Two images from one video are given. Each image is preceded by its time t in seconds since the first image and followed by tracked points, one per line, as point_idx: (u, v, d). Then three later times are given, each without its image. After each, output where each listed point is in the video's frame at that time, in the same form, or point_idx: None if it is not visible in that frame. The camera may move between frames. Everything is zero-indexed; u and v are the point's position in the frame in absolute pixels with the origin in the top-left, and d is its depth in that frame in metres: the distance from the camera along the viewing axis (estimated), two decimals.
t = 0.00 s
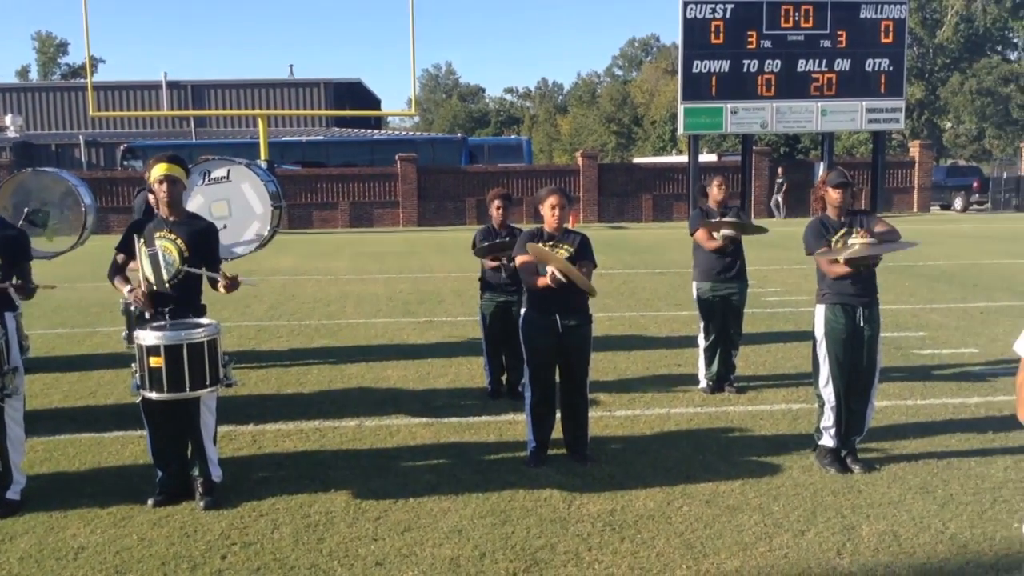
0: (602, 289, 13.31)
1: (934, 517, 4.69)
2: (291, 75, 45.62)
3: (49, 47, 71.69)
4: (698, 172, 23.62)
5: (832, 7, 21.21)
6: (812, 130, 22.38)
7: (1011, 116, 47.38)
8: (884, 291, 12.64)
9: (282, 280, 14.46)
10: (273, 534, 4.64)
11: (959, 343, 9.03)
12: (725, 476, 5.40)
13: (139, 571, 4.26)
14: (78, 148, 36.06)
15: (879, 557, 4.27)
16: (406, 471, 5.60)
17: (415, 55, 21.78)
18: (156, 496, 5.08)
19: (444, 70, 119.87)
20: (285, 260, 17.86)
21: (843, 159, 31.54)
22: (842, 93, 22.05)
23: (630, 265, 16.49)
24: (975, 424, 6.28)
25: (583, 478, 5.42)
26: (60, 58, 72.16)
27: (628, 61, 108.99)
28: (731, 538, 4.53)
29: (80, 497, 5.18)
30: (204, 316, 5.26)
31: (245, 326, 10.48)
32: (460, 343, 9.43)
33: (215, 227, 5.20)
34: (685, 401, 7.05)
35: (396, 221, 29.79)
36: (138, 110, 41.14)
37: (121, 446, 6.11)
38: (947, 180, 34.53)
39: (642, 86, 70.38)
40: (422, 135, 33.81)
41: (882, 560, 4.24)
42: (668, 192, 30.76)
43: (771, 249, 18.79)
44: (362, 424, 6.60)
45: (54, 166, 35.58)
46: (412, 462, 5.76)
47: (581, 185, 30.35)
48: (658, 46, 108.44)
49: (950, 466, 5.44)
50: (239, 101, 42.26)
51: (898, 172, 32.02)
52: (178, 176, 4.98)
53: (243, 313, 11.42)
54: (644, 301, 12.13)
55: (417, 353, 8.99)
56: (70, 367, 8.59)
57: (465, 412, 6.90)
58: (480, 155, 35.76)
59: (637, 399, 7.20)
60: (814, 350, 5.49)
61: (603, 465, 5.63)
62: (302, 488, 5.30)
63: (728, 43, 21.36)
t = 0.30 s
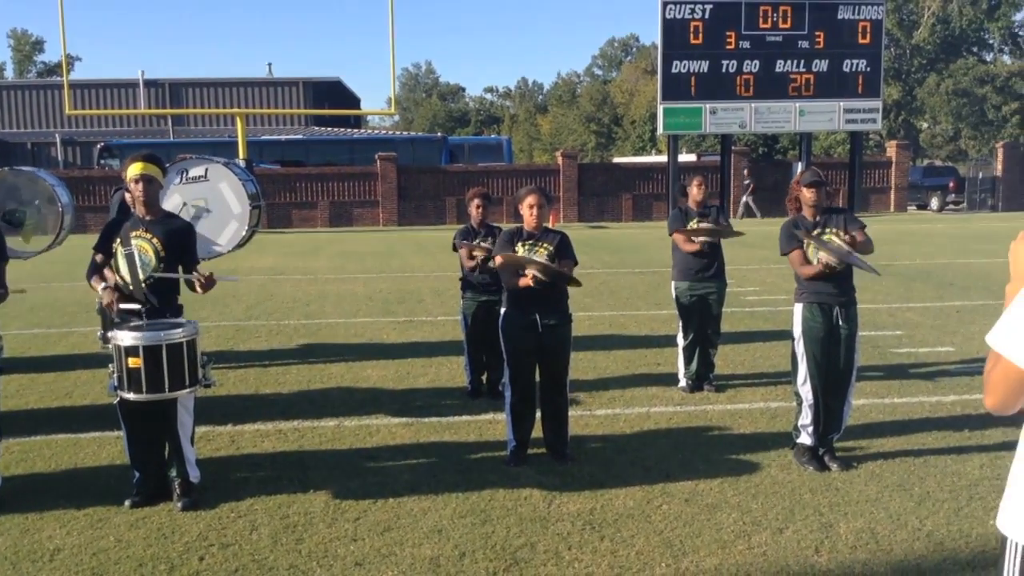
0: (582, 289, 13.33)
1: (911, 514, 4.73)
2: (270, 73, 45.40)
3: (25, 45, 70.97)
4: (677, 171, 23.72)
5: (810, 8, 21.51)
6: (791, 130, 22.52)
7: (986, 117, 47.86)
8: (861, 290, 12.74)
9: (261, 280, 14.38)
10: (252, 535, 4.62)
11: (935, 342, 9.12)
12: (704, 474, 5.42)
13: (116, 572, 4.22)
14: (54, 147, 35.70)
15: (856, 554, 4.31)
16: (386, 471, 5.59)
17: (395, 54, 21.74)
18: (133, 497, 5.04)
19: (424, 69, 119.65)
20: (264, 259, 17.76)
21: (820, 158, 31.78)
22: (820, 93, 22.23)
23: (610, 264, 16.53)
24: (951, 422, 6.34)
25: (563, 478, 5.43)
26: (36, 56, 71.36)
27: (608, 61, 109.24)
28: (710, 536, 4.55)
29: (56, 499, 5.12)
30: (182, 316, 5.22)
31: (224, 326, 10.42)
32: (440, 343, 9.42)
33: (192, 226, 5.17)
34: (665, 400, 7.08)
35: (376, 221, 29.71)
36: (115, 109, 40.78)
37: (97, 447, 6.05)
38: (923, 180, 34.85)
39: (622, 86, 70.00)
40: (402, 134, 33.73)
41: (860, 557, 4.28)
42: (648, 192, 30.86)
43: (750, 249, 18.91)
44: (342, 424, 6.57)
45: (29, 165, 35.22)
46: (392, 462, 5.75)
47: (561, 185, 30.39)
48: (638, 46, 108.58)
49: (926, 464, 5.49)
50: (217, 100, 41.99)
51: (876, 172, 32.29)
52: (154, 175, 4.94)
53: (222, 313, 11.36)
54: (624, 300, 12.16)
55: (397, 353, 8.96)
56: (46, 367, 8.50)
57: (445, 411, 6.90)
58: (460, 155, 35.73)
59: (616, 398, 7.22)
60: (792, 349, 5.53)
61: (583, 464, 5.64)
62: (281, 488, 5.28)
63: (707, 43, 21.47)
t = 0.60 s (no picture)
0: (569, 288, 13.35)
1: (896, 512, 4.76)
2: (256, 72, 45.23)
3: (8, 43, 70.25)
4: (664, 171, 23.77)
5: (795, 8, 21.54)
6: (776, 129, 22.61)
7: (970, 116, 48.19)
8: (847, 288, 12.82)
9: (247, 279, 14.32)
10: (238, 535, 4.60)
11: (920, 340, 9.19)
12: (691, 472, 5.44)
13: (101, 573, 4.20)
14: (38, 145, 35.43)
15: (843, 552, 4.33)
16: (373, 471, 5.57)
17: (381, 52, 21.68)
18: (118, 498, 5.01)
19: (410, 67, 119.40)
20: (249, 258, 17.68)
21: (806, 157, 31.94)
22: (805, 92, 22.33)
23: (596, 263, 16.55)
24: (936, 420, 6.39)
25: (550, 477, 5.43)
26: (20, 54, 70.70)
27: (595, 60, 109.44)
28: (697, 534, 4.57)
29: (41, 500, 5.09)
30: (167, 315, 5.19)
31: (209, 326, 10.36)
32: (427, 342, 9.41)
33: (177, 225, 5.14)
34: (652, 399, 7.09)
35: (363, 220, 29.64)
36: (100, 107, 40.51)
37: (82, 448, 6.01)
38: (908, 179, 35.10)
39: (608, 86, 69.82)
40: (389, 133, 33.67)
41: (846, 555, 4.30)
42: (635, 191, 30.92)
43: (736, 247, 18.98)
44: (328, 424, 6.55)
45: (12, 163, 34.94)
46: (379, 461, 5.74)
47: (548, 184, 30.41)
48: (624, 45, 108.71)
49: (912, 462, 5.53)
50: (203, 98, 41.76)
51: (861, 171, 32.46)
52: (139, 174, 4.91)
53: (207, 312, 11.31)
54: (611, 299, 12.18)
55: (383, 352, 8.95)
56: (30, 367, 8.44)
57: (432, 411, 6.88)
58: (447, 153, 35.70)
59: (604, 397, 7.22)
60: (777, 349, 5.56)
61: (570, 463, 5.64)
62: (267, 488, 5.26)
63: (693, 42, 21.50)
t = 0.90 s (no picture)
0: (562, 289, 13.36)
1: (888, 513, 4.77)
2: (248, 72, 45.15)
3: None
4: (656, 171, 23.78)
5: (788, 10, 21.57)
6: (768, 131, 22.67)
7: (960, 118, 48.37)
8: (838, 290, 12.84)
9: (239, 280, 14.30)
10: (230, 537, 4.59)
11: (911, 342, 9.21)
12: (684, 474, 5.44)
13: None
14: (29, 146, 35.31)
15: (834, 553, 4.34)
16: (364, 472, 5.56)
17: (374, 53, 21.68)
18: (109, 500, 4.99)
19: (402, 68, 119.25)
20: (241, 260, 17.65)
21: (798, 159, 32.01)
22: (797, 94, 22.41)
23: (589, 264, 16.57)
24: (927, 421, 6.41)
25: (542, 478, 5.43)
26: (12, 53, 70.53)
27: (587, 61, 109.60)
28: (689, 535, 4.57)
29: (31, 502, 5.07)
30: (158, 317, 5.16)
31: (201, 327, 10.34)
32: (419, 343, 9.40)
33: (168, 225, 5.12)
34: (645, 400, 7.09)
35: (355, 221, 29.61)
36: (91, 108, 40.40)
37: (73, 449, 5.99)
38: (900, 180, 35.21)
39: (601, 86, 70.09)
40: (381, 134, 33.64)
41: (838, 556, 4.30)
42: (627, 192, 30.95)
43: (728, 248, 19.02)
44: (321, 425, 6.54)
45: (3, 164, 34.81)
46: (371, 463, 5.72)
47: (540, 184, 30.43)
48: (616, 46, 108.77)
49: (903, 463, 5.55)
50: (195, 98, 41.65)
51: (853, 172, 32.53)
52: (130, 174, 4.89)
53: (199, 313, 11.28)
54: (603, 300, 12.19)
55: (375, 353, 8.94)
56: (20, 368, 8.41)
57: (424, 412, 6.88)
58: (439, 154, 35.69)
59: (596, 398, 7.22)
60: (767, 351, 5.56)
61: (563, 464, 5.64)
62: (259, 489, 5.25)
63: (685, 43, 21.58)
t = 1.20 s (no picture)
0: (552, 288, 13.36)
1: (876, 512, 4.79)
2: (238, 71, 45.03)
3: None
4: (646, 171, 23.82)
5: (777, 10, 21.64)
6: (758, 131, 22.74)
7: (949, 118, 48.57)
8: (826, 289, 12.89)
9: (228, 279, 14.26)
10: (219, 537, 4.57)
11: (899, 341, 9.25)
12: (673, 473, 5.45)
13: None
14: (16, 144, 35.12)
15: (823, 552, 4.35)
16: (354, 472, 5.55)
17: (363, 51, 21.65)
18: (97, 500, 4.97)
19: (392, 67, 119.13)
20: (231, 259, 17.60)
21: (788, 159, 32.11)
22: (786, 94, 22.49)
23: (580, 264, 16.59)
24: (914, 420, 6.43)
25: (532, 477, 5.43)
26: None
27: (577, 61, 109.71)
28: (679, 534, 4.58)
29: (18, 502, 5.04)
30: (147, 316, 5.14)
31: (189, 326, 10.30)
32: (409, 343, 9.39)
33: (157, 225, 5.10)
34: (634, 399, 7.11)
35: (345, 220, 29.55)
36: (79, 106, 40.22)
37: (61, 449, 5.95)
38: (888, 180, 35.36)
39: (591, 86, 70.20)
40: (371, 133, 33.59)
41: (827, 554, 4.32)
42: (617, 191, 30.99)
43: (718, 248, 19.06)
44: (310, 425, 6.52)
45: None
46: (361, 462, 5.72)
47: (531, 184, 30.44)
48: (606, 46, 108.82)
49: (891, 462, 5.57)
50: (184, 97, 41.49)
51: (842, 172, 32.68)
52: (118, 174, 4.86)
53: (187, 313, 11.24)
54: (593, 300, 12.20)
55: (365, 353, 8.92)
56: (6, 368, 8.36)
57: (414, 412, 6.88)
58: (429, 153, 35.66)
59: (586, 397, 7.23)
60: (757, 350, 5.57)
61: (553, 464, 5.65)
62: (248, 489, 5.23)
63: (675, 44, 21.62)
